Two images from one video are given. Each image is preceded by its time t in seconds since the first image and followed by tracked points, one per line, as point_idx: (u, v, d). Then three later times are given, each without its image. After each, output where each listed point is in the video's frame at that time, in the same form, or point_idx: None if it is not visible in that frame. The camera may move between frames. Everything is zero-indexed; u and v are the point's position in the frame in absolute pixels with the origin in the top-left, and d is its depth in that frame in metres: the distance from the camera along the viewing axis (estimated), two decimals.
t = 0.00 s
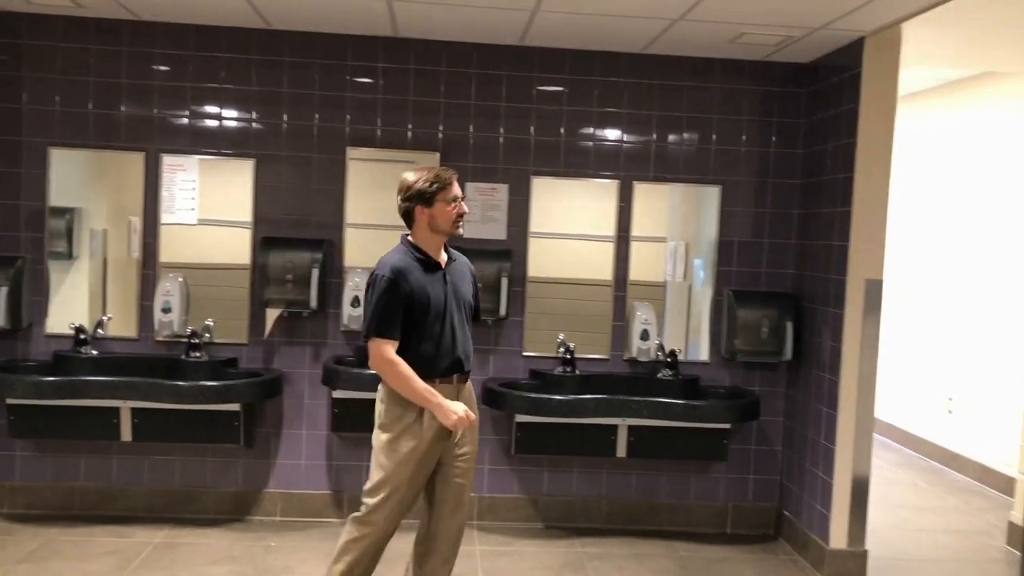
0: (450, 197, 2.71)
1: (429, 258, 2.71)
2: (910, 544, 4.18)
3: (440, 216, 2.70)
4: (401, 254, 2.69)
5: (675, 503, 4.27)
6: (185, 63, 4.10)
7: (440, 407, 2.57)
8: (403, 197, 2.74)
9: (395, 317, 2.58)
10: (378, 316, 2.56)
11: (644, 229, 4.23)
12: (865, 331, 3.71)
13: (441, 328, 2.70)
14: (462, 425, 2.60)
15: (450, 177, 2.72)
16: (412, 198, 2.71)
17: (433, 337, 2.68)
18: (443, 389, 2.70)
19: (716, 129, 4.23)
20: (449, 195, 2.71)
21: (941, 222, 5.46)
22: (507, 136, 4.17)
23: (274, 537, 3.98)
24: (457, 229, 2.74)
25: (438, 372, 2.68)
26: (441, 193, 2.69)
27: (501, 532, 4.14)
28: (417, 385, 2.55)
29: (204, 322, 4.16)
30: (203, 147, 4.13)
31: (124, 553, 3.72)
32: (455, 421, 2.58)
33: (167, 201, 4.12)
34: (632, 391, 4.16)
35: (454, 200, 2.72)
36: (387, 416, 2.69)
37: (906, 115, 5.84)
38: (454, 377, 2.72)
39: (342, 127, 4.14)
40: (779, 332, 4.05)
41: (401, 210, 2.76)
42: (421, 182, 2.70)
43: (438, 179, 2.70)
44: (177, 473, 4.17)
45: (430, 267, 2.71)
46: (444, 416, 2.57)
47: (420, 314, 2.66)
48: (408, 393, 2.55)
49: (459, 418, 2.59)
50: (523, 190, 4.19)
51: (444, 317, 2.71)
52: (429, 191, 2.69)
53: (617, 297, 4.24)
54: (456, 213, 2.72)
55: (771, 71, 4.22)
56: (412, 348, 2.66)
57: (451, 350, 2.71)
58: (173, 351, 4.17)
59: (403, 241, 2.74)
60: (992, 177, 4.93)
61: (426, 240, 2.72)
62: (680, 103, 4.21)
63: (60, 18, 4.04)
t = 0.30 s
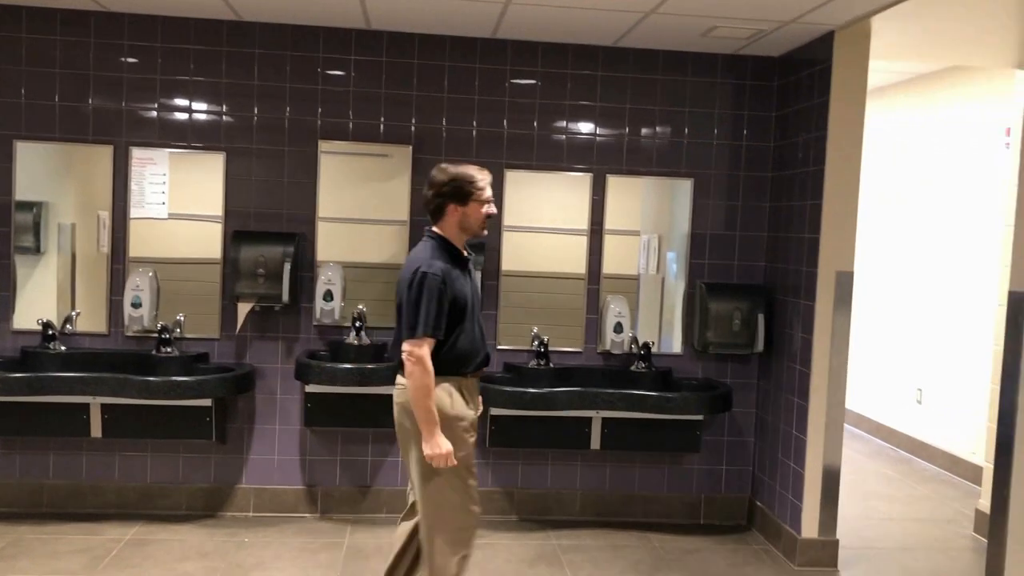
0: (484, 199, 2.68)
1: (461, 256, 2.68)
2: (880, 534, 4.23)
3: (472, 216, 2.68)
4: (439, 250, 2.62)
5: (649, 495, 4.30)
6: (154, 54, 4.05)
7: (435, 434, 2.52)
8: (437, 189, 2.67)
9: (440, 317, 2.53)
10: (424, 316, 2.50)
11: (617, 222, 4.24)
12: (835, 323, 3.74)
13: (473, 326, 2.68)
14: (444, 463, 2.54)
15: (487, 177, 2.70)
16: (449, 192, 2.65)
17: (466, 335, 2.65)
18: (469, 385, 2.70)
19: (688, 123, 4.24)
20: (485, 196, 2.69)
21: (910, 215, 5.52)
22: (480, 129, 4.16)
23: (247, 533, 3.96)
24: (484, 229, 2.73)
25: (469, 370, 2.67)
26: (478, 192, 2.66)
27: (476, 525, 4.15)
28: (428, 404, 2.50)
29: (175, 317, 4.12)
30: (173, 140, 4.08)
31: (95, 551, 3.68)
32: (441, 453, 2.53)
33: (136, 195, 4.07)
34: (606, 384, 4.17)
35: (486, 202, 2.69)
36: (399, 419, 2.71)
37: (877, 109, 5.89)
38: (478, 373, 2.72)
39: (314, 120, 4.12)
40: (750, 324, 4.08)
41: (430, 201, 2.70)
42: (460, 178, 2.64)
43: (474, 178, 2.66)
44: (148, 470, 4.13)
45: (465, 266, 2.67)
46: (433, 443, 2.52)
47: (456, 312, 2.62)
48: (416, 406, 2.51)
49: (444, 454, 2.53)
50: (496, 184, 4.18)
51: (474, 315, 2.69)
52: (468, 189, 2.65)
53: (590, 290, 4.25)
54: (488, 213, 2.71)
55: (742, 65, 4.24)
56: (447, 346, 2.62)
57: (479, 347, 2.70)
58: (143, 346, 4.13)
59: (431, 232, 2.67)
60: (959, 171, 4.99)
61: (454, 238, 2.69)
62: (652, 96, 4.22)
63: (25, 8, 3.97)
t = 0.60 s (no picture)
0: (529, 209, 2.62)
1: (504, 264, 2.58)
2: (857, 527, 4.27)
3: (515, 226, 2.61)
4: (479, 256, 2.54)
5: (629, 491, 4.31)
6: (131, 51, 4.02)
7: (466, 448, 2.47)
8: (482, 193, 2.59)
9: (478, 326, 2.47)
10: (461, 325, 2.45)
11: (597, 219, 4.25)
12: (813, 319, 3.77)
13: (515, 330, 2.61)
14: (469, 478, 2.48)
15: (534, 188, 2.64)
16: (494, 198, 2.58)
17: (507, 341, 2.59)
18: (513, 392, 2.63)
19: (667, 121, 4.26)
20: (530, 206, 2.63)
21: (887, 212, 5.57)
22: (459, 126, 4.16)
23: (227, 532, 3.94)
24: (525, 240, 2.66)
25: (511, 380, 2.60)
26: (525, 202, 2.61)
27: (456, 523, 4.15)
28: (463, 416, 2.44)
29: (152, 316, 4.10)
30: (151, 138, 4.06)
31: (72, 552, 3.65)
32: (467, 467, 2.47)
33: (113, 193, 4.04)
34: (586, 380, 4.19)
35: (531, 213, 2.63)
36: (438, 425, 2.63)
37: (855, 107, 5.94)
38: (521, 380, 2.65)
39: (292, 117, 4.10)
40: (728, 320, 4.10)
41: (474, 205, 2.62)
42: (507, 185, 2.58)
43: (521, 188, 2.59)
44: (127, 470, 4.11)
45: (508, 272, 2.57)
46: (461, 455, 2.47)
47: (498, 321, 2.55)
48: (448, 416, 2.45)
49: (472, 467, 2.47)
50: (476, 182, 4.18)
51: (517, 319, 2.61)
52: (515, 197, 2.58)
53: (571, 287, 4.26)
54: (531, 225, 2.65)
55: (720, 62, 4.26)
56: (488, 355, 2.56)
57: (520, 353, 2.64)
58: (121, 345, 4.10)
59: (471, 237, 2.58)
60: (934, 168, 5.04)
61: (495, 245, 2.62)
62: (631, 94, 4.23)
63: None
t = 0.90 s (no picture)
0: (560, 203, 2.77)
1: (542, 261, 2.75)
2: (834, 527, 4.30)
3: (547, 219, 2.77)
4: (522, 257, 2.70)
5: (608, 492, 4.32)
6: (106, 52, 3.98)
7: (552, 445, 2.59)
8: (515, 192, 2.78)
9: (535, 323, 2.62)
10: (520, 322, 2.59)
11: (576, 221, 4.26)
12: (789, 320, 3.80)
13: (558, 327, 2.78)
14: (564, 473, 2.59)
15: (566, 183, 2.78)
16: (528, 195, 2.75)
17: (553, 337, 2.75)
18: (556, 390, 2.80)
19: (645, 123, 4.28)
20: (563, 201, 2.78)
21: (862, 214, 5.62)
22: (438, 128, 4.16)
23: (204, 537, 3.92)
24: (561, 235, 2.81)
25: (555, 378, 2.77)
26: (555, 197, 2.76)
27: (436, 525, 4.15)
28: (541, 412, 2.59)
29: (129, 319, 4.06)
30: (127, 139, 4.03)
31: (47, 558, 3.62)
32: (562, 462, 2.58)
33: (89, 195, 4.00)
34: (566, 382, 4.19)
35: (562, 207, 2.78)
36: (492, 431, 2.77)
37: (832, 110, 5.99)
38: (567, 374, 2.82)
39: (270, 119, 4.08)
40: (706, 321, 4.12)
41: (511, 206, 2.80)
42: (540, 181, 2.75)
43: (551, 183, 2.75)
44: (103, 475, 4.07)
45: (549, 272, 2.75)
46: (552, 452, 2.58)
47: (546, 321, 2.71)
48: (529, 415, 2.59)
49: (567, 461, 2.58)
50: (455, 184, 4.18)
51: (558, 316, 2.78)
52: (545, 192, 2.74)
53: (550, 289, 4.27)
54: (565, 220, 2.79)
55: (698, 65, 4.29)
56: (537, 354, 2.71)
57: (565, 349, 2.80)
58: (97, 349, 4.06)
59: (507, 234, 2.77)
60: (909, 170, 5.08)
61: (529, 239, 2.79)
62: (610, 96, 4.25)
63: None
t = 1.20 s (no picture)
0: (589, 212, 2.84)
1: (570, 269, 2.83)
2: (805, 526, 4.34)
3: (576, 228, 2.84)
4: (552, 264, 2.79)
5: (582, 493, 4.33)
6: (75, 51, 3.93)
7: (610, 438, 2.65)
8: (546, 202, 2.87)
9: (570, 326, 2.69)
10: (557, 324, 2.66)
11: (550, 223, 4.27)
12: (761, 321, 3.83)
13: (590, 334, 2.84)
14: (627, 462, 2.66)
15: (596, 192, 2.84)
16: (557, 204, 2.84)
17: (584, 343, 2.81)
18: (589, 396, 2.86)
19: (619, 125, 4.29)
20: (592, 210, 2.84)
21: (832, 216, 5.68)
22: (412, 129, 4.15)
23: (175, 541, 3.88)
24: (592, 244, 2.87)
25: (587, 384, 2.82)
26: (584, 207, 2.83)
27: (409, 527, 4.14)
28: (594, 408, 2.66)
29: (98, 321, 4.02)
30: (97, 139, 3.98)
31: (15, 563, 3.57)
32: (624, 453, 2.65)
33: (58, 196, 3.95)
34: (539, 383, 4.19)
35: (592, 215, 2.84)
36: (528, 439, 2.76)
37: (803, 114, 6.05)
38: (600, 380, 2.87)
39: (242, 120, 4.05)
40: (679, 322, 4.15)
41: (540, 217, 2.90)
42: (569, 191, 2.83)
43: (579, 193, 2.82)
44: (72, 479, 4.01)
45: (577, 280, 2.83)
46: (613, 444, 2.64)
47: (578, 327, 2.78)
48: (582, 414, 2.64)
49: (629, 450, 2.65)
50: (429, 185, 4.17)
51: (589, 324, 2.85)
52: (573, 201, 2.82)
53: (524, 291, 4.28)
54: (595, 229, 2.85)
55: (672, 68, 4.31)
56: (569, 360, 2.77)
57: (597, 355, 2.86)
58: (66, 351, 4.00)
59: (538, 243, 2.86)
60: (879, 172, 5.14)
61: (559, 248, 2.87)
62: (584, 98, 4.26)
63: None
